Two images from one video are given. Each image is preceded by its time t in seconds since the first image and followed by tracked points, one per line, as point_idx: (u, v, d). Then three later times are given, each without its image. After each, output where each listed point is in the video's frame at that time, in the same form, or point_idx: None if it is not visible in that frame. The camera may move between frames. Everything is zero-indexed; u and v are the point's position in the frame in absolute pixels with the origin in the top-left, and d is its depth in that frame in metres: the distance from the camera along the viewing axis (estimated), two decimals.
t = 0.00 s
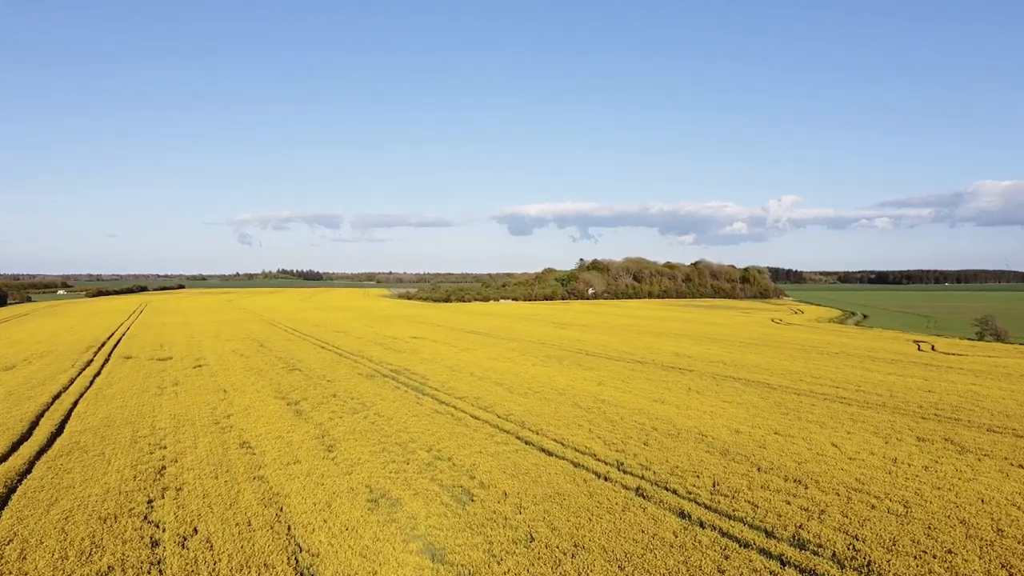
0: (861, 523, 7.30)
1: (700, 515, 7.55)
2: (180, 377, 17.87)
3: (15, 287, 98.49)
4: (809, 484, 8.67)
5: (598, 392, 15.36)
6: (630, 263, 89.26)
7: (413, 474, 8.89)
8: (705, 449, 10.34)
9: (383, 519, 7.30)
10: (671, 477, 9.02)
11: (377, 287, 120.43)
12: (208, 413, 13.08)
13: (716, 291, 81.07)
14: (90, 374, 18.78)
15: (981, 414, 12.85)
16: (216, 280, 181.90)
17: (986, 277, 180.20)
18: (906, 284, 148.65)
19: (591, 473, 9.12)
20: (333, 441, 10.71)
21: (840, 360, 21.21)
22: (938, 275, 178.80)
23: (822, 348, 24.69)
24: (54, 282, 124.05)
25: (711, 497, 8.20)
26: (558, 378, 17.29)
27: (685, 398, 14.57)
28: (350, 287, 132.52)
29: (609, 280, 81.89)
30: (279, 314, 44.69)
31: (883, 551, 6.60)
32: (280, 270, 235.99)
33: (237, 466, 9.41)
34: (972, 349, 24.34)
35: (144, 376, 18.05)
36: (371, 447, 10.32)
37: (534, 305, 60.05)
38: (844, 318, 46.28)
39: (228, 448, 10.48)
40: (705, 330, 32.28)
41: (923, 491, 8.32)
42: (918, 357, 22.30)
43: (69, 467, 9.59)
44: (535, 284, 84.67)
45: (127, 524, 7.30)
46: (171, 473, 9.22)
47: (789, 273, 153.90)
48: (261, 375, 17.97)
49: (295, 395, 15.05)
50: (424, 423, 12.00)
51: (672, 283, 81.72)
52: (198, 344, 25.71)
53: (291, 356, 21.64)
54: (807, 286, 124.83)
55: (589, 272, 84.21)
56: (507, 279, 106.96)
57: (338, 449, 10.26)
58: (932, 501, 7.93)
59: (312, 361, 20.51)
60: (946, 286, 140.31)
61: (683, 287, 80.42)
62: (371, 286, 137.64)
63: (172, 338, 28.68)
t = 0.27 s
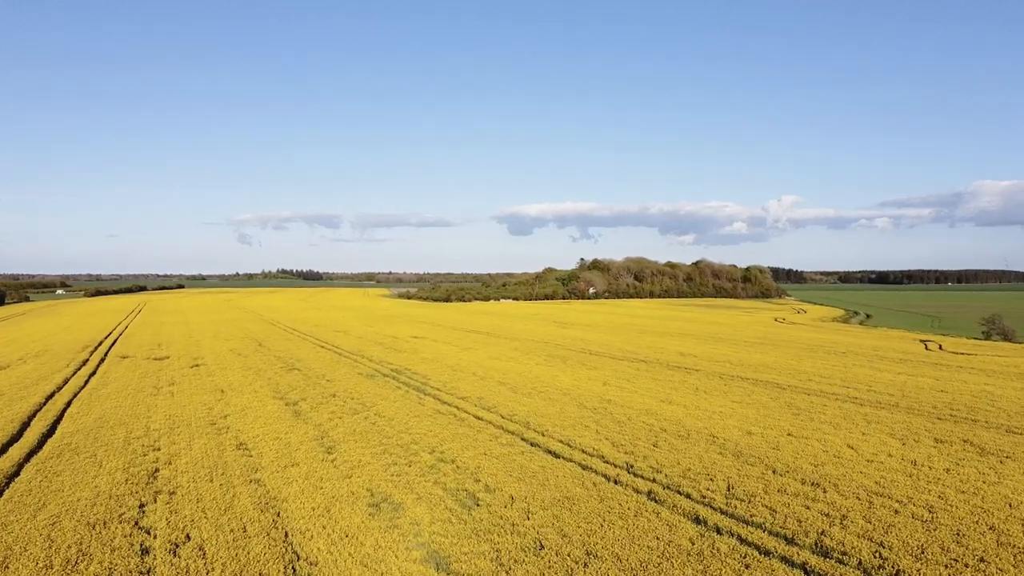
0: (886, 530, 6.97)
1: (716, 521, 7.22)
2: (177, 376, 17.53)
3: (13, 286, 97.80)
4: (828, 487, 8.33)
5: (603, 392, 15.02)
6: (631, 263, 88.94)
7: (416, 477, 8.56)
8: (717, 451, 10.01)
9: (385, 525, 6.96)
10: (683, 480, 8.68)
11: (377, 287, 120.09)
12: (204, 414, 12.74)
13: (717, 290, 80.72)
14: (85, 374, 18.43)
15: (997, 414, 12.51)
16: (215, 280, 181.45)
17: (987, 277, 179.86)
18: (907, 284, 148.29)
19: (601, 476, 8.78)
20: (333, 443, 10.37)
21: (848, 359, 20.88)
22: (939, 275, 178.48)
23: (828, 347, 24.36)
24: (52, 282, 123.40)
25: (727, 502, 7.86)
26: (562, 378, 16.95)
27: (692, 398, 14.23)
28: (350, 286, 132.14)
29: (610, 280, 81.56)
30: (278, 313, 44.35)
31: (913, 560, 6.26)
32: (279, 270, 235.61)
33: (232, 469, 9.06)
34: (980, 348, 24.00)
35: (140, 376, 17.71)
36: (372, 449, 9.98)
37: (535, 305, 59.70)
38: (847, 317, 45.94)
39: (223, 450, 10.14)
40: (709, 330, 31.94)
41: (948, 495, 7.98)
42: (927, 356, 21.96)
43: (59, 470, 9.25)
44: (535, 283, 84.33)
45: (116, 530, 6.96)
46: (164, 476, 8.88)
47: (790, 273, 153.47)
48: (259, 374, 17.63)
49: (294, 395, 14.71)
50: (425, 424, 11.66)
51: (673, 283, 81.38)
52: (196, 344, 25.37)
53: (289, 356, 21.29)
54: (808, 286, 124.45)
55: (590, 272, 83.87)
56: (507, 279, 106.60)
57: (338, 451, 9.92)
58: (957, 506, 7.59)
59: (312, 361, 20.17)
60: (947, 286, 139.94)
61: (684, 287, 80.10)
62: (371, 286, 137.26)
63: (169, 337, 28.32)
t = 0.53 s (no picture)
0: (919, 539, 6.57)
1: (737, 529, 6.84)
2: (173, 376, 17.17)
3: (12, 285, 97.11)
4: (851, 493, 7.94)
5: (609, 392, 14.64)
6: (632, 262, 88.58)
7: (420, 482, 8.16)
8: (732, 454, 9.62)
9: (387, 534, 6.57)
10: (699, 484, 8.30)
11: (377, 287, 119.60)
12: (200, 415, 12.35)
13: (719, 290, 80.41)
14: (79, 374, 18.02)
15: (1018, 415, 12.11)
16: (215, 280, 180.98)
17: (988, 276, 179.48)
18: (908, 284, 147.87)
19: (612, 481, 8.39)
20: (332, 445, 9.98)
21: (857, 359, 20.49)
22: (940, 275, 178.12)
23: (836, 346, 23.99)
24: (51, 281, 122.94)
25: (747, 508, 7.47)
26: (566, 378, 16.56)
27: (701, 398, 13.86)
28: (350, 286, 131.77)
29: (611, 279, 81.19)
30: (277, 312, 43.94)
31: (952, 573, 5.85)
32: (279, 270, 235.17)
33: (227, 473, 8.68)
34: (990, 348, 23.61)
35: (135, 376, 17.31)
36: (373, 452, 9.58)
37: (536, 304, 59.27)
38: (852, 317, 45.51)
39: (218, 452, 9.74)
40: (713, 329, 31.55)
41: (980, 502, 7.58)
42: (938, 356, 21.55)
43: (46, 473, 8.86)
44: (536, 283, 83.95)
45: (103, 539, 6.58)
46: (155, 480, 8.49)
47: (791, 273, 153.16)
48: (256, 374, 17.25)
49: (292, 395, 14.33)
50: (428, 425, 11.28)
51: (674, 283, 81.01)
52: (193, 342, 24.97)
53: (288, 355, 20.89)
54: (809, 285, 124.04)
55: (591, 271, 83.49)
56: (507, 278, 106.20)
57: (337, 454, 9.52)
58: (991, 513, 7.21)
59: (311, 360, 19.78)
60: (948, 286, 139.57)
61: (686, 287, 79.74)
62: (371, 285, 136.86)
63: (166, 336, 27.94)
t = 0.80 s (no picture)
0: (956, 549, 6.17)
1: (761, 538, 6.46)
2: (169, 375, 16.75)
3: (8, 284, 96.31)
4: (877, 499, 7.55)
5: (617, 392, 14.25)
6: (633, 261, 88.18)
7: (424, 487, 7.75)
8: (749, 457, 9.23)
9: (391, 543, 6.18)
10: (718, 489, 7.90)
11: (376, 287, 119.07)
12: (195, 416, 11.96)
13: (721, 289, 80.04)
14: (72, 374, 17.60)
15: None
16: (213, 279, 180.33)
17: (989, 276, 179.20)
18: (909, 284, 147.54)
19: (626, 486, 8.00)
20: (332, 448, 9.58)
21: (867, 358, 20.11)
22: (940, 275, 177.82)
23: (843, 346, 23.62)
24: (49, 280, 122.53)
25: (769, 515, 7.08)
26: (572, 378, 16.17)
27: (712, 399, 13.47)
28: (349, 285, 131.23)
29: (612, 279, 80.81)
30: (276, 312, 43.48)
31: None
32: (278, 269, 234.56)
33: (222, 477, 8.27)
34: (1001, 347, 23.23)
35: (130, 375, 16.90)
36: (375, 455, 9.18)
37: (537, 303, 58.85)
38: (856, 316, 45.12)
39: (213, 455, 9.33)
40: (718, 328, 31.15)
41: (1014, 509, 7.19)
42: (948, 355, 21.18)
43: (32, 478, 8.45)
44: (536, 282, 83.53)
45: (88, 549, 6.17)
46: (146, 485, 8.09)
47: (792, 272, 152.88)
48: (254, 374, 16.84)
49: (290, 395, 13.93)
50: (431, 427, 10.88)
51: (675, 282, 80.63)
52: (190, 342, 24.55)
53: (287, 355, 20.48)
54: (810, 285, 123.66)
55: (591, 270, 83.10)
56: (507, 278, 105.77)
57: (338, 457, 9.13)
58: None
59: (310, 360, 19.39)
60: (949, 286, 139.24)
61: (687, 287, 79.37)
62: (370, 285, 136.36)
63: (163, 336, 27.56)
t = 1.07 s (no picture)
0: (992, 560, 5.84)
1: (784, 547, 6.12)
2: (165, 375, 16.41)
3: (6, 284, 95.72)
4: (903, 505, 7.22)
5: (623, 393, 13.91)
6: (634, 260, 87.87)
7: (428, 493, 7.42)
8: (765, 460, 8.90)
9: (394, 553, 5.85)
10: (734, 494, 7.57)
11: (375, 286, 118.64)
12: (191, 417, 11.62)
13: (722, 289, 79.74)
14: (66, 373, 17.26)
15: None
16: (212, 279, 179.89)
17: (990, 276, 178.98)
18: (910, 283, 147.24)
19: (639, 491, 7.65)
20: (332, 451, 9.24)
21: (876, 358, 19.79)
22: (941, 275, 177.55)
23: (851, 346, 23.30)
24: (47, 279, 121.95)
25: (791, 523, 6.75)
26: (577, 378, 15.83)
27: (721, 399, 13.13)
28: (348, 285, 130.89)
29: (613, 278, 80.51)
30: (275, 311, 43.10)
31: None
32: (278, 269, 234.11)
33: (218, 482, 7.94)
34: (1010, 347, 22.91)
35: (125, 375, 16.56)
36: (376, 458, 8.85)
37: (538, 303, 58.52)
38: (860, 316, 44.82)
39: (208, 458, 9.01)
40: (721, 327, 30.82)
41: None
42: (957, 355, 20.85)
43: (19, 483, 8.11)
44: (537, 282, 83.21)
45: (74, 560, 5.84)
46: (138, 490, 7.76)
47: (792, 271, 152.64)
48: (252, 374, 16.49)
49: (289, 396, 13.59)
50: (434, 429, 10.56)
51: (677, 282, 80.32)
52: (188, 341, 24.19)
53: (286, 355, 20.13)
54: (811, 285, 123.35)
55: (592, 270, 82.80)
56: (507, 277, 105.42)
57: (338, 460, 8.79)
58: None
59: (309, 359, 19.07)
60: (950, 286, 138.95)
61: (688, 286, 79.08)
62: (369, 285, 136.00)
63: (161, 335, 27.22)
